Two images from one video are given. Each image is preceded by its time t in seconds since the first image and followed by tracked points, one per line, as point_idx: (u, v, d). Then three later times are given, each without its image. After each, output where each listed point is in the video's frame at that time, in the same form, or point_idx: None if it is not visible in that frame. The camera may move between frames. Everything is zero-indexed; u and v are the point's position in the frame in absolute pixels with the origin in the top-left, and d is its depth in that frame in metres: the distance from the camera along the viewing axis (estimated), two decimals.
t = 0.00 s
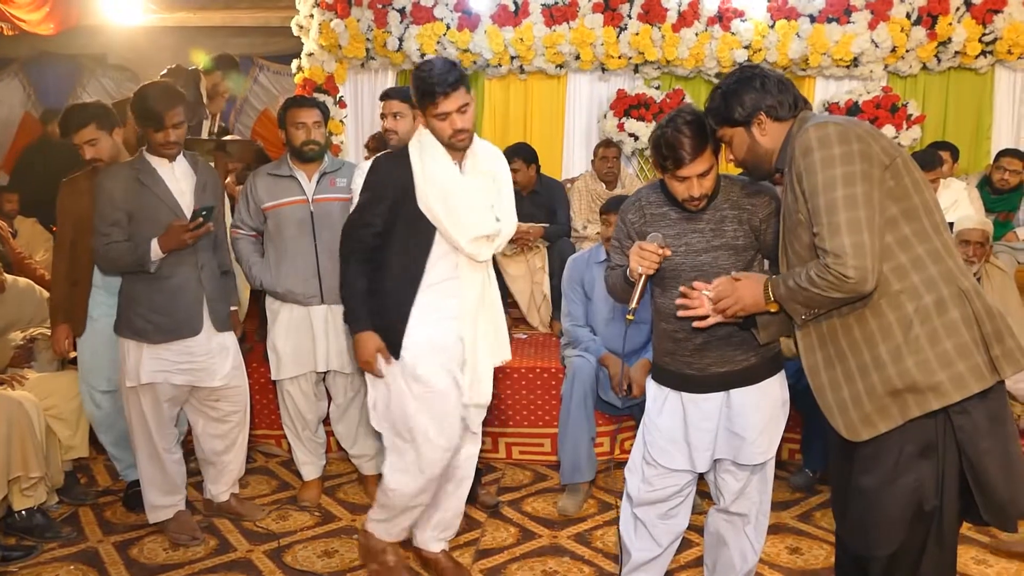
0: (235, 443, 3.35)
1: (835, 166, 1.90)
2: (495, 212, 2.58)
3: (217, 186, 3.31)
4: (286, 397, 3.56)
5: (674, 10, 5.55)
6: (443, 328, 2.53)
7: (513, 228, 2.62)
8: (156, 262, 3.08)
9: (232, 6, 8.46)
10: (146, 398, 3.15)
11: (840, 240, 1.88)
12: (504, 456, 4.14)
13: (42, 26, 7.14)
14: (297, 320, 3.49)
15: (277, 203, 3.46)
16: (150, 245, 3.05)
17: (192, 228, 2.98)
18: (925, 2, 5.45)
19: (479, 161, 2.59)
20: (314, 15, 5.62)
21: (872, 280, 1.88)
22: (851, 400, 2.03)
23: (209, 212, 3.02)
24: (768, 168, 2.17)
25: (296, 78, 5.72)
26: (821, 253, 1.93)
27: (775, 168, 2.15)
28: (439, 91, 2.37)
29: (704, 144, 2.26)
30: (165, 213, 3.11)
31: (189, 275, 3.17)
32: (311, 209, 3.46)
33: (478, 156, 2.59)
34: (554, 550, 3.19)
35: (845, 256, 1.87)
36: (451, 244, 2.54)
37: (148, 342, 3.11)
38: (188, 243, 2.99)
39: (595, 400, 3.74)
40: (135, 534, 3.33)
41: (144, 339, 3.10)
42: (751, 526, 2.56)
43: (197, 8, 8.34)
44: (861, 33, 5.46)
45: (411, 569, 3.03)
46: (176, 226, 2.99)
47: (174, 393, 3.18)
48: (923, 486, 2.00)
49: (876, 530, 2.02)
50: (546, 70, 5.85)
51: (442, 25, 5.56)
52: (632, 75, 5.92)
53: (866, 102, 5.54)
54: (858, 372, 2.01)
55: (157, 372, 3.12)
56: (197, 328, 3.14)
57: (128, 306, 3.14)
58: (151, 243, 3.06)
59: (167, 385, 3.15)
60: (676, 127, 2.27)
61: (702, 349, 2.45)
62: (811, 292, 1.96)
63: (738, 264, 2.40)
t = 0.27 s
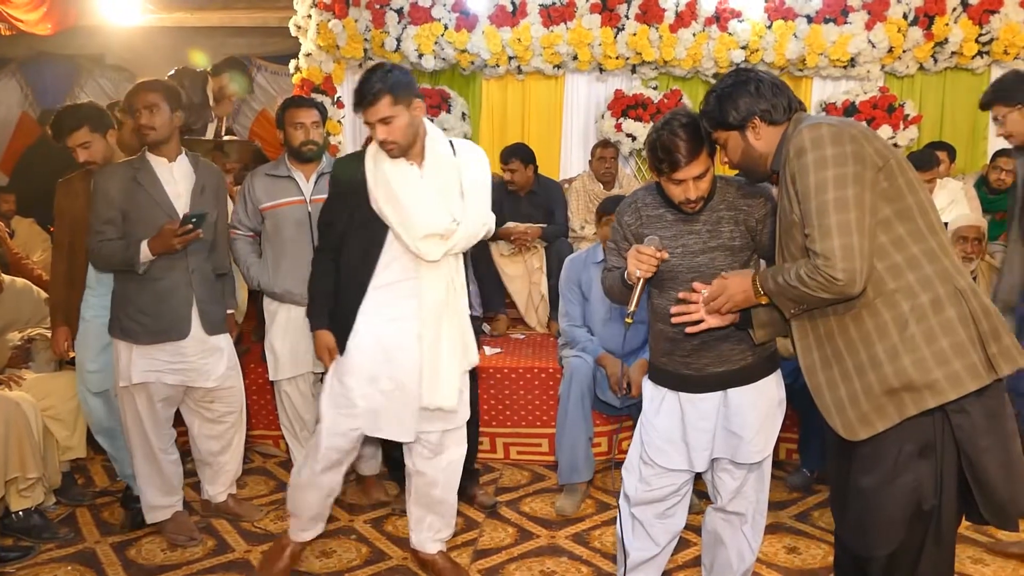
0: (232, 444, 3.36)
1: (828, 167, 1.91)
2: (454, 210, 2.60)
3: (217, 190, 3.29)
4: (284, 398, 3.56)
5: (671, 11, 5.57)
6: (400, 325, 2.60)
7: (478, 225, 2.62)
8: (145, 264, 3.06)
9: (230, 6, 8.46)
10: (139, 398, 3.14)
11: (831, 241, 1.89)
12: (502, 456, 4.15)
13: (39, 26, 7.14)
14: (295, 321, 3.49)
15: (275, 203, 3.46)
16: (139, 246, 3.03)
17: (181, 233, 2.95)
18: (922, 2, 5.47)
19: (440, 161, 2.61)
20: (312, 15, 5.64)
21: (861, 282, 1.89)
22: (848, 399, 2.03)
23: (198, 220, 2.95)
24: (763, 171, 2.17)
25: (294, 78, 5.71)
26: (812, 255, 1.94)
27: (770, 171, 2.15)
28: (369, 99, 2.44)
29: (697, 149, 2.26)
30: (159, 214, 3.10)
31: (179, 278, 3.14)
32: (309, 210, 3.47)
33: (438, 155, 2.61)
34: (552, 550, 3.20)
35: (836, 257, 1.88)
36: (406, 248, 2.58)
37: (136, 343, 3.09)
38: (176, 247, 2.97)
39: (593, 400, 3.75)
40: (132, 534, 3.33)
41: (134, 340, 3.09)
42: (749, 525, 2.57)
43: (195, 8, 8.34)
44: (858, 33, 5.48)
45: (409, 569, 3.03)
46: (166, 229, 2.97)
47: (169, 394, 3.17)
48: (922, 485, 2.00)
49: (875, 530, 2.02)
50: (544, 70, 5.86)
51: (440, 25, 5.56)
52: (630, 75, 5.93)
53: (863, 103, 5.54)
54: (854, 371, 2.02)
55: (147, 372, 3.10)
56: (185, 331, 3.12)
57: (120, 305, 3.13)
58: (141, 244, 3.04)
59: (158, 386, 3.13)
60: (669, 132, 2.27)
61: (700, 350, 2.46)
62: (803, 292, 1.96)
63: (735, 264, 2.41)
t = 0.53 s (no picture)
0: (226, 446, 3.34)
1: (823, 169, 1.92)
2: (371, 207, 2.58)
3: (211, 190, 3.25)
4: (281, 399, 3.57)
5: (669, 12, 5.57)
6: (320, 330, 2.61)
7: (396, 217, 2.62)
8: (131, 262, 3.07)
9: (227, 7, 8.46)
10: (130, 397, 3.13)
11: (825, 243, 1.90)
12: (499, 457, 4.15)
13: (36, 26, 7.14)
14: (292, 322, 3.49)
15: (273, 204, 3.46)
16: (127, 244, 3.04)
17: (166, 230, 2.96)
18: (918, 4, 5.49)
19: (349, 163, 2.58)
20: (310, 16, 5.65)
21: (855, 284, 1.90)
22: (844, 400, 2.04)
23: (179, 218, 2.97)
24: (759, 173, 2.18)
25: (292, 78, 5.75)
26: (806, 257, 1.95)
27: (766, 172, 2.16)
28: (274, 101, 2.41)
29: (692, 152, 2.27)
30: (150, 214, 3.10)
31: (167, 278, 3.12)
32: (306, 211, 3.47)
33: (345, 157, 2.58)
34: (549, 550, 3.20)
35: (830, 260, 1.89)
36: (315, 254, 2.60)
37: (122, 341, 3.09)
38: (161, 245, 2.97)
39: (591, 400, 3.75)
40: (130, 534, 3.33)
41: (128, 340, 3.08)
42: (746, 526, 2.58)
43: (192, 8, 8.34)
44: (854, 35, 5.49)
45: (406, 570, 3.03)
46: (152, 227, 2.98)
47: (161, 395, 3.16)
48: (918, 486, 2.01)
49: (871, 531, 2.03)
50: (541, 72, 5.86)
51: (437, 26, 5.57)
52: (627, 76, 5.94)
53: (860, 105, 5.55)
54: (850, 373, 2.03)
55: (136, 371, 3.09)
56: (171, 333, 3.10)
57: (113, 304, 3.13)
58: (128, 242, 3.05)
59: (151, 388, 3.13)
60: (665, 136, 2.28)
61: (697, 351, 2.47)
62: (796, 293, 1.98)
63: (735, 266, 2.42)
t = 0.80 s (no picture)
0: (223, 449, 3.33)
1: (821, 171, 1.92)
2: (284, 198, 2.50)
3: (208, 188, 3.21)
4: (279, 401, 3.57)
5: (666, 14, 5.58)
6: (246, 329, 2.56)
7: (306, 212, 2.51)
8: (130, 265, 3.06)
9: (224, 8, 8.45)
10: (126, 400, 3.13)
11: (823, 244, 1.90)
12: (497, 459, 4.14)
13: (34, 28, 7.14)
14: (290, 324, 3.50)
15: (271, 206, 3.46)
16: (125, 246, 3.03)
17: (162, 233, 2.92)
18: (915, 6, 5.49)
19: (276, 151, 2.53)
20: (307, 18, 5.64)
21: (853, 285, 1.90)
22: (841, 401, 2.04)
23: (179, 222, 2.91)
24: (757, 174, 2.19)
25: (290, 80, 5.75)
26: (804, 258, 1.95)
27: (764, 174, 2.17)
28: (225, 103, 2.41)
29: (690, 153, 2.27)
30: (147, 215, 3.10)
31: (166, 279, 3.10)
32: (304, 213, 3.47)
33: (274, 145, 2.53)
34: (547, 552, 3.20)
35: (827, 260, 1.89)
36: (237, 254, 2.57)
37: (120, 345, 3.09)
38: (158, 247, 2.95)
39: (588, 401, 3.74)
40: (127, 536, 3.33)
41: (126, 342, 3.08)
42: (743, 527, 2.58)
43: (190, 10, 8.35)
44: (852, 37, 5.50)
45: (403, 571, 3.03)
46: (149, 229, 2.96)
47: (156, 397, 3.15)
48: (915, 487, 2.01)
49: (868, 532, 2.03)
50: (539, 73, 5.86)
51: (435, 28, 5.57)
52: (625, 78, 5.94)
53: (857, 106, 5.56)
54: (846, 374, 2.03)
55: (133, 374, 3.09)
56: (170, 333, 3.11)
57: (108, 307, 3.12)
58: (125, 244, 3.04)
59: (146, 391, 3.12)
60: (662, 137, 2.28)
61: (694, 353, 2.47)
62: (793, 293, 1.98)
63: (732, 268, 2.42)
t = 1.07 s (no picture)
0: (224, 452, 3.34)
1: (820, 171, 1.92)
2: (243, 193, 2.47)
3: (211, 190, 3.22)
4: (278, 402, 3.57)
5: (664, 16, 5.59)
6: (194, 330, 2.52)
7: (264, 208, 2.48)
8: (134, 262, 3.03)
9: (222, 10, 8.46)
10: (133, 403, 3.15)
11: (821, 245, 1.90)
12: (495, 460, 4.15)
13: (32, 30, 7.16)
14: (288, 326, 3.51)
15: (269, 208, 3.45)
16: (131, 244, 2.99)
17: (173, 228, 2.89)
18: (912, 7, 5.50)
19: (238, 149, 2.54)
20: (306, 20, 5.64)
21: (850, 285, 1.91)
22: (838, 401, 2.04)
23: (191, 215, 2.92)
24: (755, 173, 2.19)
25: (288, 82, 5.74)
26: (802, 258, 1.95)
27: (761, 174, 2.17)
28: (190, 97, 2.49)
29: (687, 154, 2.27)
30: (152, 217, 3.10)
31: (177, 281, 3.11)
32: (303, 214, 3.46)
33: (238, 144, 2.55)
34: (545, 553, 3.21)
35: (825, 261, 1.90)
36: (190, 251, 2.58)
37: (125, 348, 3.10)
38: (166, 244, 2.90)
39: (586, 402, 3.74)
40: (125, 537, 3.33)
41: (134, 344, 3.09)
42: (742, 528, 2.58)
43: (188, 12, 8.35)
44: (849, 38, 5.51)
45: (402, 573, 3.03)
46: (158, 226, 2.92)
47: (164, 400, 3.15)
48: (912, 487, 2.02)
49: (866, 533, 2.03)
50: (537, 75, 5.87)
51: (433, 30, 5.58)
52: (623, 80, 5.94)
53: (854, 107, 5.57)
54: (844, 375, 2.03)
55: (140, 377, 3.10)
56: (178, 335, 3.11)
57: (112, 308, 3.13)
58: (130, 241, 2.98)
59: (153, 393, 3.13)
60: (659, 138, 2.28)
61: (692, 355, 2.47)
62: (790, 294, 1.98)
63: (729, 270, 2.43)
